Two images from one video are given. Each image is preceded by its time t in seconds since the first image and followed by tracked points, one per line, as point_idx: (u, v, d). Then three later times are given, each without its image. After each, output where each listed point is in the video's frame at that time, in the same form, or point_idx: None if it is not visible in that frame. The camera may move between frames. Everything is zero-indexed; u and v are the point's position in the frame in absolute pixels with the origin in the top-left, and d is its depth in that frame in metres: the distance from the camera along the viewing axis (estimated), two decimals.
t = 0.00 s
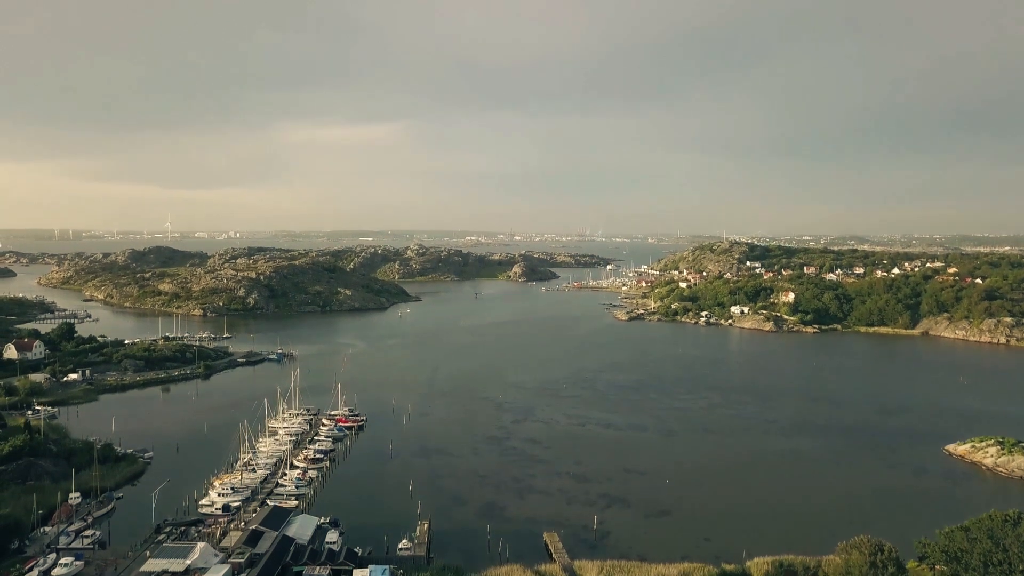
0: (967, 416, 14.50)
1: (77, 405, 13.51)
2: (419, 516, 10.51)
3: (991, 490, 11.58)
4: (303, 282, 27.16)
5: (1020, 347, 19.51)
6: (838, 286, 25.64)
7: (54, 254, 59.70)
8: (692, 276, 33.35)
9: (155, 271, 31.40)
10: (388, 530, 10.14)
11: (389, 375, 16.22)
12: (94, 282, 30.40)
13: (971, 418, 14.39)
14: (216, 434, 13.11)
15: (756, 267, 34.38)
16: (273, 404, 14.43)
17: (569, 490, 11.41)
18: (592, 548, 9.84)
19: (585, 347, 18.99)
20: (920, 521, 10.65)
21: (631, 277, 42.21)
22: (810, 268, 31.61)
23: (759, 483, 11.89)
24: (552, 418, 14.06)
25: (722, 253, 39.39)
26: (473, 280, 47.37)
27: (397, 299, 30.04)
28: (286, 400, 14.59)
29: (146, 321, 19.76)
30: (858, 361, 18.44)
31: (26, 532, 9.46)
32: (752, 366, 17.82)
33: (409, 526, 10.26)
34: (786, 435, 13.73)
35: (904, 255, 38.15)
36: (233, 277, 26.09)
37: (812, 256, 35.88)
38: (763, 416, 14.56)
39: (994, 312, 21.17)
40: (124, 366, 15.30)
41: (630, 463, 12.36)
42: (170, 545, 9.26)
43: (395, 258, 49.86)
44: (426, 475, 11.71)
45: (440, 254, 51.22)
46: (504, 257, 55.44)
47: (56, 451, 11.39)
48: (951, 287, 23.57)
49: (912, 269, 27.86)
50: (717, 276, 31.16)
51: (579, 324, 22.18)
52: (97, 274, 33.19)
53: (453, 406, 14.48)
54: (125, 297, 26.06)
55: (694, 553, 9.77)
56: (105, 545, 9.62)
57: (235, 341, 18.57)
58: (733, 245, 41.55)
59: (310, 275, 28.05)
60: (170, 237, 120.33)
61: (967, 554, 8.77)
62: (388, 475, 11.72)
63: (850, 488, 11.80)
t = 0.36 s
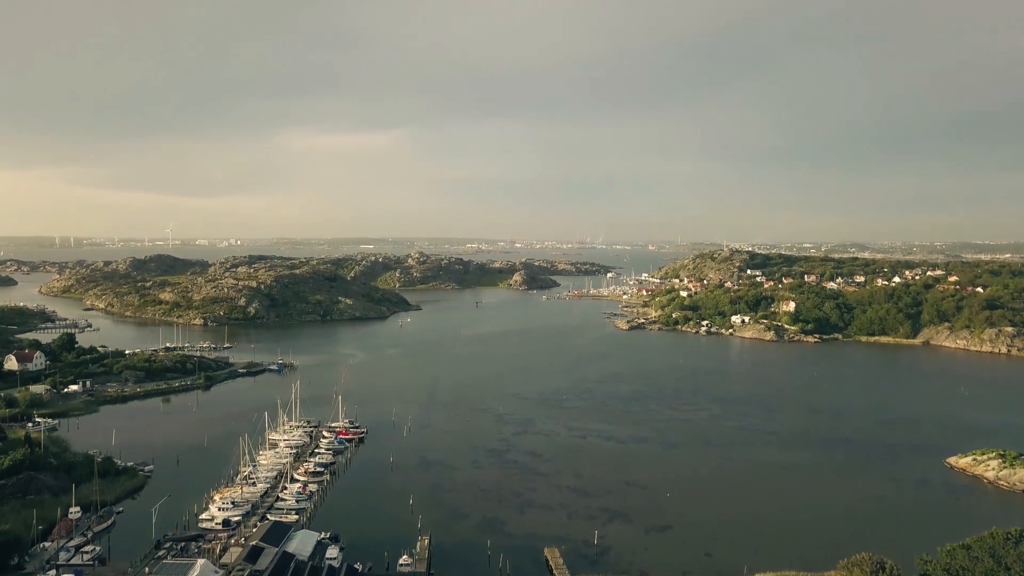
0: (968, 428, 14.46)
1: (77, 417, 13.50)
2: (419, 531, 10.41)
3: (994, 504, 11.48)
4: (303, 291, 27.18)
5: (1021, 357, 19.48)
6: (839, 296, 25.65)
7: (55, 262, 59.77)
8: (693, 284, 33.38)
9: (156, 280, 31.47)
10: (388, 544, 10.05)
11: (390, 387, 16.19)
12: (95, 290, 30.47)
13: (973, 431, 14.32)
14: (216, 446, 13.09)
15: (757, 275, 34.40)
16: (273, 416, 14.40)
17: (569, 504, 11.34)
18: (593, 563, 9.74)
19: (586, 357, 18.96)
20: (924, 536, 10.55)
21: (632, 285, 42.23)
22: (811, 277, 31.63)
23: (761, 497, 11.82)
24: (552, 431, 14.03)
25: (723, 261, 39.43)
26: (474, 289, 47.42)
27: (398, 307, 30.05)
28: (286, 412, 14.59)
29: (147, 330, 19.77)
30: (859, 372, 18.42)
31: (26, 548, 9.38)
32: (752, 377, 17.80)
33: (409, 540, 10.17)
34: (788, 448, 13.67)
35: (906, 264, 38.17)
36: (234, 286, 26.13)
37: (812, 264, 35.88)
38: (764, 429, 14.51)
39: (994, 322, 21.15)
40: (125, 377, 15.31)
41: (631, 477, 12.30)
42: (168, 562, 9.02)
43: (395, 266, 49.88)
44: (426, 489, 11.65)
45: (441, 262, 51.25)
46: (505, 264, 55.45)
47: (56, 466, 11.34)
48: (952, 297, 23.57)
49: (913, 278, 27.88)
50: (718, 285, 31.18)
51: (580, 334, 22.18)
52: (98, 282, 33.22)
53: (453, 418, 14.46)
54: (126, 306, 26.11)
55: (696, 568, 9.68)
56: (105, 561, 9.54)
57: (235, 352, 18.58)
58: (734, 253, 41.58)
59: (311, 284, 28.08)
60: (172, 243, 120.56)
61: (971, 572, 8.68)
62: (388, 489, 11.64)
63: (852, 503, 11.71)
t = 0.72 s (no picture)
0: (967, 435, 14.47)
1: (77, 424, 13.50)
2: (419, 541, 10.39)
3: (993, 512, 11.49)
4: (303, 296, 27.19)
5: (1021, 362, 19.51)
6: (838, 300, 25.69)
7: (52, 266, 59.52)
8: (692, 288, 33.40)
9: (155, 284, 31.47)
10: (388, 554, 10.02)
11: (389, 393, 16.21)
12: (95, 294, 30.47)
13: (972, 438, 14.33)
14: (216, 454, 13.10)
15: (757, 279, 34.43)
16: (272, 424, 14.41)
17: (569, 513, 11.34)
18: (593, 573, 9.71)
19: (585, 363, 18.99)
20: (924, 545, 10.54)
21: (632, 289, 42.25)
22: (810, 280, 31.66)
23: (761, 506, 11.81)
24: (552, 438, 14.04)
25: (722, 264, 39.47)
26: (473, 293, 47.41)
27: (397, 312, 30.06)
28: (286, 419, 14.60)
29: (147, 335, 19.78)
30: (858, 378, 18.45)
31: (25, 559, 9.31)
32: (752, 383, 17.83)
33: (409, 550, 10.14)
34: (788, 456, 13.67)
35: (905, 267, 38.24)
36: (233, 290, 26.14)
37: (812, 267, 35.91)
38: (764, 436, 14.52)
39: (993, 326, 21.19)
40: (124, 384, 15.33)
41: (630, 486, 12.30)
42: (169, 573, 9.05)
43: (395, 270, 49.85)
44: (426, 498, 11.64)
45: (440, 266, 51.22)
46: (504, 267, 55.43)
47: (55, 475, 11.31)
48: (951, 301, 23.62)
49: (912, 282, 27.93)
50: (718, 289, 31.20)
51: (580, 340, 22.19)
52: (97, 287, 33.20)
53: (453, 426, 14.48)
54: (125, 310, 26.13)
55: None
56: (104, 571, 9.49)
57: (235, 357, 18.59)
58: (733, 256, 41.63)
59: (310, 288, 28.09)
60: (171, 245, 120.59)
61: None
62: (388, 498, 11.63)
63: (852, 511, 11.72)
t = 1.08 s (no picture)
0: (966, 442, 14.49)
1: (75, 430, 13.49)
2: (418, 550, 10.37)
3: (992, 520, 11.49)
4: (302, 299, 27.18)
5: (1019, 366, 19.54)
6: (837, 303, 25.74)
7: (50, 268, 59.43)
8: (691, 290, 33.43)
9: (154, 286, 31.46)
10: (387, 563, 9.98)
11: (388, 399, 16.21)
12: (93, 297, 30.46)
13: (970, 444, 14.35)
14: (215, 461, 13.09)
15: (756, 281, 34.47)
16: (271, 430, 14.41)
17: (568, 521, 11.33)
18: None
19: (584, 368, 19.01)
20: (924, 553, 10.53)
21: (631, 291, 42.28)
22: (809, 282, 31.68)
23: (760, 514, 11.79)
24: (551, 445, 14.05)
25: (721, 266, 39.51)
26: (472, 295, 47.41)
27: (396, 315, 30.06)
28: (285, 425, 14.61)
29: (145, 339, 19.77)
30: (857, 383, 18.48)
31: (23, 569, 9.26)
32: (750, 388, 17.86)
33: (408, 559, 10.11)
34: (787, 463, 13.68)
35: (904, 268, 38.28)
36: (232, 293, 26.15)
37: (811, 269, 35.93)
38: (763, 442, 14.54)
39: (992, 330, 21.22)
40: (123, 390, 15.33)
41: (629, 493, 12.30)
42: None
43: (394, 272, 49.82)
44: (425, 506, 11.62)
45: (439, 268, 51.18)
46: (503, 269, 55.40)
47: (53, 483, 11.28)
48: (950, 304, 23.65)
49: (911, 284, 27.97)
50: (717, 291, 31.23)
51: (579, 344, 22.21)
52: (96, 289, 33.18)
53: (452, 432, 14.48)
54: (123, 313, 26.14)
55: None
56: None
57: (233, 362, 18.59)
58: (732, 258, 41.66)
59: (309, 291, 28.09)
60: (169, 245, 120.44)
61: None
62: (387, 506, 11.63)
63: (852, 518, 11.71)
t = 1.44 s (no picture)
0: (964, 447, 14.52)
1: (74, 436, 13.49)
2: (417, 558, 10.35)
3: (990, 526, 11.49)
4: (301, 302, 27.18)
5: (1017, 370, 19.57)
6: (835, 306, 25.78)
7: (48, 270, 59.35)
8: (690, 292, 33.47)
9: (152, 289, 31.43)
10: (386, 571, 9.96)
11: (387, 404, 16.22)
12: (92, 300, 30.45)
13: (968, 450, 14.36)
14: (214, 467, 13.08)
15: (754, 283, 34.51)
16: (270, 435, 14.42)
17: (567, 529, 11.34)
18: None
19: (583, 372, 19.02)
20: (923, 560, 10.52)
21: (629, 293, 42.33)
22: (808, 284, 31.73)
23: (759, 521, 11.79)
24: (550, 450, 14.06)
25: (720, 268, 39.56)
26: (471, 297, 47.41)
27: (395, 317, 30.08)
28: (284, 431, 14.61)
29: (144, 342, 19.76)
30: (855, 388, 18.52)
31: None
32: (749, 393, 17.89)
33: (407, 567, 10.09)
34: (785, 469, 13.70)
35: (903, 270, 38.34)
36: (231, 296, 26.15)
37: (809, 271, 35.99)
38: (761, 448, 14.56)
39: (990, 333, 21.26)
40: (122, 395, 15.34)
41: (628, 500, 12.31)
42: None
43: (392, 274, 49.80)
44: (424, 514, 11.62)
45: (438, 270, 51.19)
46: (502, 271, 55.38)
47: (51, 490, 11.25)
48: (948, 307, 23.70)
49: (910, 287, 28.01)
50: (715, 293, 31.26)
51: (578, 348, 22.23)
52: (95, 291, 33.16)
53: (451, 437, 14.49)
54: (122, 316, 26.13)
55: None
56: None
57: (232, 366, 18.60)
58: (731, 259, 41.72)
59: (308, 294, 28.10)
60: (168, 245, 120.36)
61: None
62: (386, 513, 11.63)
63: (850, 524, 11.72)
